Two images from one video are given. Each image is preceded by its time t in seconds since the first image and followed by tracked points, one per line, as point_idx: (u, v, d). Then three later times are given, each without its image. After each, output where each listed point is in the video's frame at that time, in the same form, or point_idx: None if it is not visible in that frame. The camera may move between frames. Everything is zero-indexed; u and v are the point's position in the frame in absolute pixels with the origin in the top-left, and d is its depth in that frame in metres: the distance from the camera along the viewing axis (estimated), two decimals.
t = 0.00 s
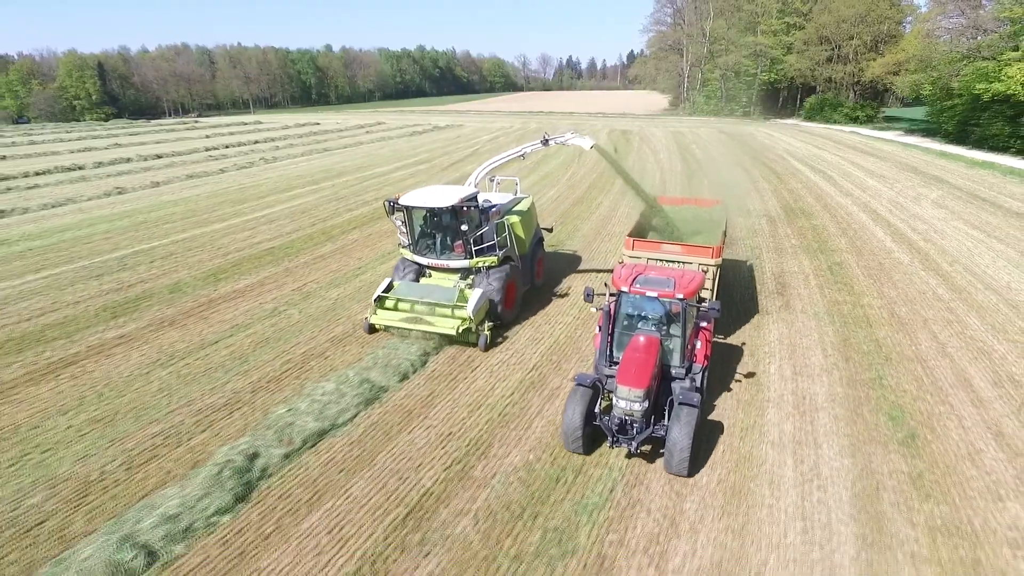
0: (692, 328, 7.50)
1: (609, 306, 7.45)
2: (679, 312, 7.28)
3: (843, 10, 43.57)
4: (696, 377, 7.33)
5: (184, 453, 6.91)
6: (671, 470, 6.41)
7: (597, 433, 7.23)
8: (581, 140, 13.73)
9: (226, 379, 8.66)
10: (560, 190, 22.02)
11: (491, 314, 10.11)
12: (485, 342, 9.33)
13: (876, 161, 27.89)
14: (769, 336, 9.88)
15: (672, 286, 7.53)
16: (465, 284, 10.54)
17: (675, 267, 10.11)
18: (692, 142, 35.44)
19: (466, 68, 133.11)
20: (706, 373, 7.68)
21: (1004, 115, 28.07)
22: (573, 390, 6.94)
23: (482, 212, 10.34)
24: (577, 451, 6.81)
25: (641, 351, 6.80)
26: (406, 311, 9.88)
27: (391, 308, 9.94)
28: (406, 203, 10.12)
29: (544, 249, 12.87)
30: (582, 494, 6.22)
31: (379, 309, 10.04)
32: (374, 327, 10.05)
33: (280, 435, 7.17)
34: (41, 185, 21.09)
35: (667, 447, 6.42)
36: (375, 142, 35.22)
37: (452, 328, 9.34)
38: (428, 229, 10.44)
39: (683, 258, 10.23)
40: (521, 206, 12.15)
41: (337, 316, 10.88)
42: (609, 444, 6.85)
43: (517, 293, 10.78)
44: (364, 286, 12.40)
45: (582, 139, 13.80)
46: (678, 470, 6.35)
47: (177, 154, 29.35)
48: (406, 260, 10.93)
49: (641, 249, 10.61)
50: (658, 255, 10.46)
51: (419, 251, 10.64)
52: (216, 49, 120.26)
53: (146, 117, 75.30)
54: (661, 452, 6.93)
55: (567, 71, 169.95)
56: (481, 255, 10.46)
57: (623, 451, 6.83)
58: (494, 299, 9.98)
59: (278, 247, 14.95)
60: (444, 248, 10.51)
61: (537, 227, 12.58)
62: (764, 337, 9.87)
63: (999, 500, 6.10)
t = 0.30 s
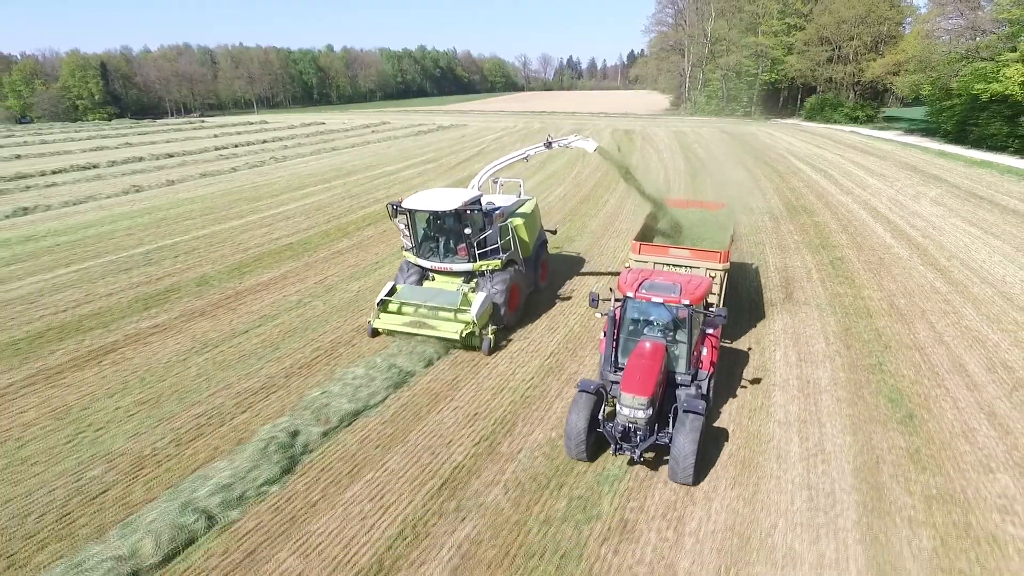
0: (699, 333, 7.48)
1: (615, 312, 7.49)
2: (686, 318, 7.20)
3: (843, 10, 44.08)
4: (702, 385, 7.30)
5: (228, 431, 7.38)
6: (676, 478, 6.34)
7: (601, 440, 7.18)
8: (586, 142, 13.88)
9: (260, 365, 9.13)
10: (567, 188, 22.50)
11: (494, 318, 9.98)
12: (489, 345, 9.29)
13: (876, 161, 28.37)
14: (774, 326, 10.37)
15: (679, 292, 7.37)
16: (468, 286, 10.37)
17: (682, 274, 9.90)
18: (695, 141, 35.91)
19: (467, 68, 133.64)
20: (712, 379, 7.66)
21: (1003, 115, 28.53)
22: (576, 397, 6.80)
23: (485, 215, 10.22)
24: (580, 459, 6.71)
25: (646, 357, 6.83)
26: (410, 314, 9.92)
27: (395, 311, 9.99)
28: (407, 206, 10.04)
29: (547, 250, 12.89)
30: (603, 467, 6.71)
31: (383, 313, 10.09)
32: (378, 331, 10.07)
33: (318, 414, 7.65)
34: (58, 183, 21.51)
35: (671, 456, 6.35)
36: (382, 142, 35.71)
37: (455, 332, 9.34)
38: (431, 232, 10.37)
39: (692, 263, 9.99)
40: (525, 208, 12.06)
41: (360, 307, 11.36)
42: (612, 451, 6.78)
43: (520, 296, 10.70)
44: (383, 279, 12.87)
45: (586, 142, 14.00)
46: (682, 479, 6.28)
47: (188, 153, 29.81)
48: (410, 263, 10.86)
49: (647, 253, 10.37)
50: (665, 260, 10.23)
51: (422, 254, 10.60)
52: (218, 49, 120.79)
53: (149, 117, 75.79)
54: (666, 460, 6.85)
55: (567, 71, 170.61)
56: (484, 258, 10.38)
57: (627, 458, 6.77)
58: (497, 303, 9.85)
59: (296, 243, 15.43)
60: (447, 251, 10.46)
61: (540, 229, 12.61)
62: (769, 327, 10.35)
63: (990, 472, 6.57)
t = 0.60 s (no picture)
0: (706, 339, 7.43)
1: (620, 316, 7.44)
2: (693, 322, 7.18)
3: (844, 11, 44.58)
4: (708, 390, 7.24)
5: (270, 411, 7.86)
6: (682, 485, 6.27)
7: (606, 445, 7.11)
8: (590, 144, 14.08)
9: (293, 351, 9.61)
10: (574, 186, 22.99)
11: (499, 321, 10.04)
12: (493, 349, 9.18)
13: (877, 160, 28.82)
14: (780, 316, 10.86)
15: (685, 297, 7.38)
16: (472, 289, 10.41)
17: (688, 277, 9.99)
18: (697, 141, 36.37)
19: (468, 67, 134.16)
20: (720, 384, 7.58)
21: (1001, 115, 29.01)
22: (581, 403, 6.71)
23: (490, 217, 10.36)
24: (586, 464, 6.65)
25: (652, 363, 6.79)
26: (413, 317, 9.76)
27: (399, 313, 9.85)
28: (413, 208, 10.26)
29: (552, 253, 12.85)
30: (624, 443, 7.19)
31: (386, 315, 9.97)
32: (382, 333, 9.96)
33: (353, 396, 8.12)
34: (75, 182, 21.97)
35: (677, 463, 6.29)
36: (389, 142, 36.19)
37: (459, 335, 9.15)
38: (436, 234, 10.51)
39: (698, 267, 10.04)
40: (528, 212, 12.18)
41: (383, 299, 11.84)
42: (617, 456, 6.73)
43: (525, 299, 10.80)
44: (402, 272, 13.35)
45: (594, 145, 14.10)
46: (689, 486, 6.22)
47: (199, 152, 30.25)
48: (415, 265, 10.97)
49: (654, 257, 10.54)
50: (672, 263, 10.34)
51: (427, 256, 10.70)
52: (220, 48, 121.21)
53: (151, 116, 76.26)
54: (671, 466, 6.78)
55: (568, 71, 171.25)
56: (489, 261, 10.48)
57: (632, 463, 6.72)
58: (502, 305, 9.92)
59: (314, 238, 15.91)
60: (452, 253, 10.58)
61: (545, 232, 12.61)
62: (775, 317, 10.85)
63: (984, 447, 7.05)
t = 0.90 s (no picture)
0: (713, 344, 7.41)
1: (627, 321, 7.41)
2: (700, 327, 7.15)
3: (843, 12, 45.11)
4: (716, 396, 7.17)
5: (308, 393, 8.35)
6: (690, 492, 6.19)
7: (612, 450, 7.03)
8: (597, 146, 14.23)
9: (323, 339, 10.10)
10: (580, 184, 23.50)
11: (504, 323, 10.08)
12: (498, 352, 9.12)
13: (877, 159, 29.31)
14: (785, 307, 11.37)
15: (693, 301, 7.34)
16: (476, 292, 10.44)
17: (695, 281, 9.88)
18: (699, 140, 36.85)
19: (468, 67, 134.61)
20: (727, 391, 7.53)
21: (998, 115, 29.51)
22: (587, 408, 6.63)
23: (495, 220, 10.29)
24: (594, 471, 6.58)
25: (660, 367, 6.72)
26: (419, 320, 9.74)
27: (404, 317, 9.83)
28: (418, 210, 10.17)
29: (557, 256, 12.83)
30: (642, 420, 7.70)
31: (391, 317, 9.93)
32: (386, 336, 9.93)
33: (385, 379, 8.63)
34: (92, 180, 22.44)
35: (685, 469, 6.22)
36: (395, 141, 36.69)
37: (464, 337, 9.15)
38: (440, 237, 10.44)
39: (705, 270, 9.91)
40: (532, 213, 12.12)
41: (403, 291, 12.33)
42: (625, 462, 6.65)
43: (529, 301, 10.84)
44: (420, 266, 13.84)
45: (597, 147, 14.47)
46: (697, 493, 6.14)
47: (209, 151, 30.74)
48: (419, 267, 10.98)
49: (661, 260, 10.37)
50: (678, 267, 10.22)
51: (431, 259, 10.63)
52: (220, 48, 121.51)
53: (152, 116, 76.53)
54: (678, 472, 6.70)
55: (568, 71, 171.80)
56: (494, 263, 10.46)
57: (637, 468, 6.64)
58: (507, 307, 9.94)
59: (331, 234, 16.38)
60: (456, 256, 10.55)
61: (550, 234, 12.57)
62: (781, 307, 11.36)
63: (978, 424, 7.56)
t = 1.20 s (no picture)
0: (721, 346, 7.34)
1: (634, 323, 7.36)
2: (708, 329, 7.07)
3: (842, 14, 45.70)
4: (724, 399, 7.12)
5: (342, 376, 8.86)
6: (698, 496, 6.13)
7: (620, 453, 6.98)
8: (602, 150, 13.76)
9: (351, 327, 10.62)
10: (586, 182, 24.01)
11: (508, 325, 9.98)
12: (501, 353, 9.13)
13: (875, 158, 29.85)
14: (789, 297, 11.91)
15: (700, 303, 7.27)
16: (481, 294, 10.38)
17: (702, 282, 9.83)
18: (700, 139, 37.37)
19: (467, 67, 135.11)
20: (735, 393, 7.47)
21: (994, 114, 30.06)
22: (595, 411, 6.59)
23: (500, 221, 10.38)
24: (601, 474, 6.52)
25: (667, 370, 6.65)
26: (423, 320, 9.76)
27: (408, 317, 9.83)
28: (422, 211, 10.28)
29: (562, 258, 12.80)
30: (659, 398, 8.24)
31: (395, 317, 9.96)
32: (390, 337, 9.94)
33: (414, 364, 9.13)
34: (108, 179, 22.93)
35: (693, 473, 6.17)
36: (400, 140, 37.20)
37: (468, 339, 9.16)
38: (445, 238, 10.53)
39: (712, 271, 9.87)
40: (538, 214, 12.12)
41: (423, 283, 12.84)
42: (632, 466, 6.61)
43: (534, 303, 10.76)
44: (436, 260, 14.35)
45: (602, 149, 14.19)
46: (705, 497, 6.08)
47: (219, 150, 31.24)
48: (424, 268, 11.08)
49: (668, 262, 10.35)
50: (685, 269, 10.19)
51: (436, 260, 10.74)
52: (220, 48, 121.87)
53: (152, 117, 76.81)
54: (687, 476, 6.63)
55: (567, 71, 172.49)
56: (498, 264, 10.53)
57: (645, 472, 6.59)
58: (511, 308, 9.83)
59: (348, 230, 16.89)
60: (461, 257, 10.63)
61: (556, 235, 12.55)
62: (785, 298, 11.90)
63: (972, 402, 8.09)
